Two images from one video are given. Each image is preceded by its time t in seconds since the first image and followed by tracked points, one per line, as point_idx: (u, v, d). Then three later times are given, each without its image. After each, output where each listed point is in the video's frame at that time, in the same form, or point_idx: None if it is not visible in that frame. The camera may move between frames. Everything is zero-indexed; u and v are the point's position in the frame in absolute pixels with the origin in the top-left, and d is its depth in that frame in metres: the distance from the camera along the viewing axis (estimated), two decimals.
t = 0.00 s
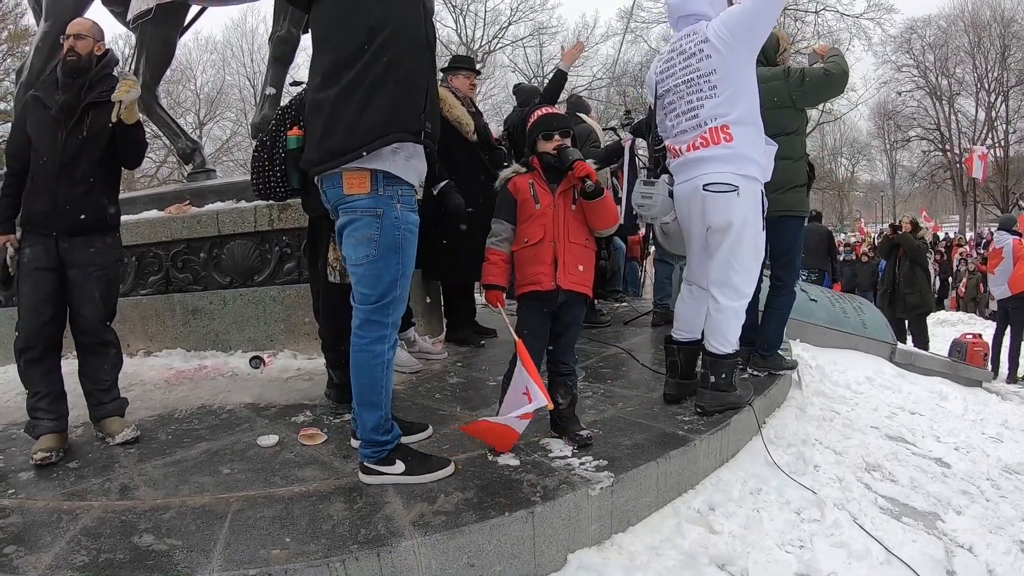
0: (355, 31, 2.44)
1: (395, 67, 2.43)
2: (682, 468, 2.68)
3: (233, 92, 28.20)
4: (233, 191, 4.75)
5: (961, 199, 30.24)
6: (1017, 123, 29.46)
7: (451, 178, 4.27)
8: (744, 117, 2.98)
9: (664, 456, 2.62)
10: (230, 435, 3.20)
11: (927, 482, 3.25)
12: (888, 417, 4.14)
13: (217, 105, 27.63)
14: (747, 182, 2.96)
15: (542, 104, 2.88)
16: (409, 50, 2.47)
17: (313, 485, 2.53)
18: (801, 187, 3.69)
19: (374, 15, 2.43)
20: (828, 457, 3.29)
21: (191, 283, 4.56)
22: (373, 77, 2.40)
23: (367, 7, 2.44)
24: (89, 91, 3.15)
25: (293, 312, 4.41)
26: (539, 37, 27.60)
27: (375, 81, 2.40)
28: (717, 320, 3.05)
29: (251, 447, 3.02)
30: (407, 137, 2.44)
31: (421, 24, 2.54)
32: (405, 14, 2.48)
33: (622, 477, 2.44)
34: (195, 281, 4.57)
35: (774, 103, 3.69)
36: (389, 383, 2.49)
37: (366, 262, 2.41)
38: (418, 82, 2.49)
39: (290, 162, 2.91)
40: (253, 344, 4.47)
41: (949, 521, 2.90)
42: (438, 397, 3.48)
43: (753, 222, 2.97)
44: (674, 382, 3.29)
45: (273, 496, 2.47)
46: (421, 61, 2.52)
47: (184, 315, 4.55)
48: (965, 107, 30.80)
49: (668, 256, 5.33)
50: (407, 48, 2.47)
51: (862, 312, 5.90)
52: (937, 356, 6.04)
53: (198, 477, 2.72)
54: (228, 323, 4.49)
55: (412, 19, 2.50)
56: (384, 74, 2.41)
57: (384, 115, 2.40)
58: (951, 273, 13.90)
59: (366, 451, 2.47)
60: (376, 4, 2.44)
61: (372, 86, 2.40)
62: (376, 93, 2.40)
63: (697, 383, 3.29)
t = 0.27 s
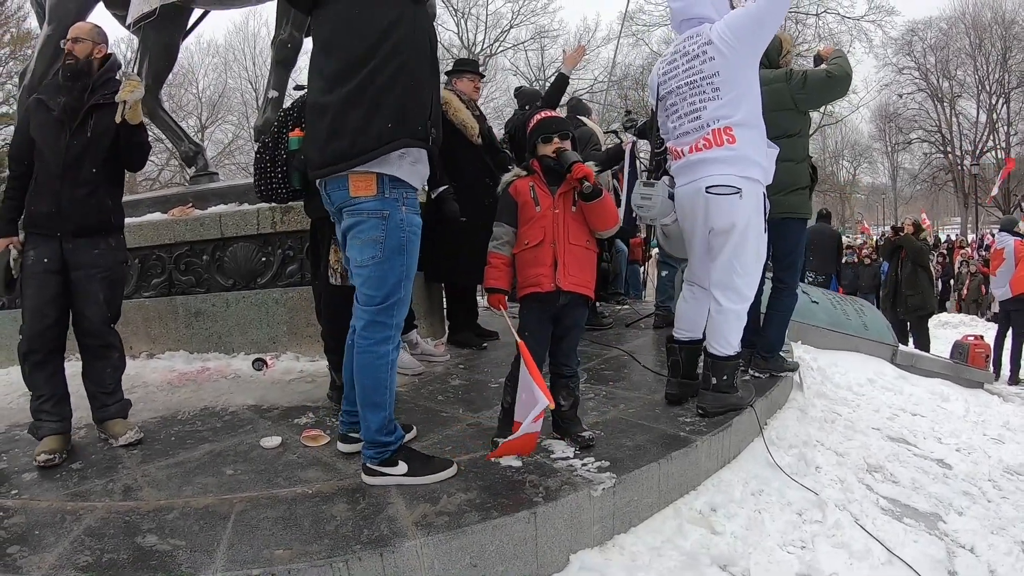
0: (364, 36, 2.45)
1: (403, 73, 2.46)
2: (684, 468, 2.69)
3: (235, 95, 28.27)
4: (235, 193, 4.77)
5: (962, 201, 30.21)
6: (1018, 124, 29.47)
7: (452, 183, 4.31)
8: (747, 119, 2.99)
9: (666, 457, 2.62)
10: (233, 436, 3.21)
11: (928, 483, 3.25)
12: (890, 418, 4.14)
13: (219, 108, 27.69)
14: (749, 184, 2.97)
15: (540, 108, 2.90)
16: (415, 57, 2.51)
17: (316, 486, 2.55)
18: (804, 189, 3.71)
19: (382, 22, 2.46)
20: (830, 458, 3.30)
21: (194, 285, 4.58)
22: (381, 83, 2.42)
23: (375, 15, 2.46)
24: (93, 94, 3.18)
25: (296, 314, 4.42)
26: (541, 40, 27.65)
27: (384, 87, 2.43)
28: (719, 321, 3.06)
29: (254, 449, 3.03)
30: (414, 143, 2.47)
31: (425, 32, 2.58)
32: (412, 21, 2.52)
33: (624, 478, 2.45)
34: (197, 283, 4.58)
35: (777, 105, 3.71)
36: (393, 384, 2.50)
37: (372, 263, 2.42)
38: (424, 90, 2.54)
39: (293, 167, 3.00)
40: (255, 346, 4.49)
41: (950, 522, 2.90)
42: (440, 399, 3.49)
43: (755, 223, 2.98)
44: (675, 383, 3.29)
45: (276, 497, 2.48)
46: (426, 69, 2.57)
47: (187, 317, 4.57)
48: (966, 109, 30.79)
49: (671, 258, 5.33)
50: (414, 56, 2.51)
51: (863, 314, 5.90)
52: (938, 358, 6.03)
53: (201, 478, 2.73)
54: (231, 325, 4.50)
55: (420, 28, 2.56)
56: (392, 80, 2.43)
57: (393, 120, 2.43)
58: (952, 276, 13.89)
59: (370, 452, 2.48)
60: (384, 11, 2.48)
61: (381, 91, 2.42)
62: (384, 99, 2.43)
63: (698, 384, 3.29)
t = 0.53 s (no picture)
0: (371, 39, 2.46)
1: (409, 76, 2.47)
2: (694, 468, 2.70)
3: (242, 94, 28.40)
4: (245, 192, 4.79)
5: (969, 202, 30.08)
6: None
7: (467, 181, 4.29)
8: (757, 120, 3.00)
9: (676, 457, 2.63)
10: (244, 435, 3.23)
11: (936, 484, 3.25)
12: (898, 419, 4.14)
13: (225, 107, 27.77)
14: (760, 184, 2.98)
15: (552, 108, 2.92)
16: (422, 59, 2.52)
17: (327, 485, 2.56)
18: (814, 190, 3.70)
19: (388, 26, 2.47)
20: (838, 459, 3.30)
21: (203, 284, 4.60)
22: (390, 85, 2.43)
23: (381, 18, 2.47)
24: (106, 94, 3.20)
25: (306, 313, 4.44)
26: (547, 39, 27.64)
27: (393, 90, 2.44)
28: (729, 322, 3.07)
29: (265, 447, 3.04)
30: (424, 143, 2.47)
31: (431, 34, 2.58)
32: (417, 23, 2.52)
33: (635, 478, 2.45)
34: (207, 282, 4.61)
35: (787, 106, 3.71)
36: (405, 381, 2.51)
37: (384, 262, 2.44)
38: (433, 91, 2.54)
39: (302, 165, 2.91)
40: (265, 345, 4.51)
41: (958, 523, 2.90)
42: (450, 398, 3.50)
43: (766, 224, 2.99)
44: (684, 384, 3.29)
45: (288, 496, 2.50)
46: (434, 70, 2.57)
47: (197, 316, 4.59)
48: (974, 109, 30.65)
49: (681, 258, 5.34)
50: (420, 57, 2.51)
51: (871, 315, 5.89)
52: (946, 359, 6.02)
53: (212, 477, 2.75)
54: (240, 324, 4.52)
55: (423, 29, 2.55)
56: (400, 82, 2.44)
57: (401, 122, 2.44)
58: (960, 277, 13.83)
59: (382, 449, 2.50)
60: (389, 14, 2.48)
61: (390, 93, 2.43)
62: (393, 100, 2.44)
63: (707, 385, 3.30)
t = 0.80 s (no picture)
0: (371, 38, 2.47)
1: (410, 70, 2.47)
2: (709, 457, 2.71)
3: (246, 91, 28.40)
4: (256, 186, 4.80)
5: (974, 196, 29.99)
6: None
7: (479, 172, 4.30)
8: (770, 111, 3.00)
9: (692, 445, 2.65)
10: (258, 427, 3.25)
11: (947, 473, 3.26)
12: (908, 410, 4.15)
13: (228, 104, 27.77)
14: (773, 175, 2.99)
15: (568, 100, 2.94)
16: (422, 52, 2.51)
17: (344, 474, 2.58)
18: (825, 181, 3.74)
19: (389, 23, 2.47)
20: (850, 449, 3.31)
21: (215, 277, 4.63)
22: (391, 81, 2.44)
23: (381, 14, 2.47)
24: (120, 88, 3.21)
25: (318, 305, 4.46)
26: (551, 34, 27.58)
27: (395, 86, 2.45)
28: (742, 312, 3.08)
29: (281, 438, 3.06)
30: (426, 136, 2.47)
31: (432, 26, 2.57)
32: (416, 17, 2.51)
33: (651, 465, 2.47)
34: (219, 275, 4.63)
35: (797, 98, 3.71)
36: (420, 369, 2.53)
37: (394, 251, 2.45)
38: (435, 84, 2.54)
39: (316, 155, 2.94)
40: (277, 337, 4.53)
41: (969, 512, 2.91)
42: (464, 389, 3.52)
43: (779, 214, 2.99)
44: (697, 373, 3.31)
45: (306, 485, 2.52)
46: (435, 62, 2.56)
47: (208, 310, 4.61)
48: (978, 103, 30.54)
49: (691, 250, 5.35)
50: (421, 51, 2.51)
51: (880, 306, 5.89)
52: (954, 351, 6.02)
53: (228, 468, 2.77)
54: (252, 317, 4.55)
55: (423, 24, 2.54)
56: (402, 77, 2.45)
57: (404, 116, 2.45)
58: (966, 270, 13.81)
59: (398, 438, 2.52)
60: (390, 10, 2.47)
61: (392, 89, 2.44)
62: (395, 95, 2.45)
63: (720, 375, 3.31)
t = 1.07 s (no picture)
0: (380, 22, 2.41)
1: (421, 52, 2.39)
2: (734, 444, 2.66)
3: (251, 85, 28.35)
4: (267, 174, 4.75)
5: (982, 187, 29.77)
6: None
7: (493, 159, 4.23)
8: (795, 91, 2.93)
9: (717, 432, 2.59)
10: (272, 417, 3.20)
11: (971, 462, 3.20)
12: (928, 398, 4.08)
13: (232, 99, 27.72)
14: (799, 156, 2.92)
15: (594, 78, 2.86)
16: (433, 33, 2.43)
17: (362, 464, 2.53)
18: (847, 164, 3.67)
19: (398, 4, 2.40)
20: (874, 437, 3.25)
21: (226, 266, 4.58)
22: (401, 62, 2.38)
23: None
24: (131, 75, 3.16)
25: (331, 294, 4.41)
26: (556, 26, 27.44)
27: (405, 66, 2.38)
28: (767, 296, 3.03)
29: (295, 428, 3.01)
30: (436, 118, 2.40)
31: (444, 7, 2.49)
32: None
33: (678, 453, 2.41)
34: (230, 264, 4.58)
35: (818, 80, 3.64)
36: (438, 353, 2.47)
37: (408, 234, 2.40)
38: (447, 64, 2.47)
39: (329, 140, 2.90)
40: (290, 327, 4.49)
41: (995, 500, 2.85)
42: (482, 377, 3.47)
43: (805, 196, 2.93)
44: (719, 360, 3.25)
45: (323, 476, 2.47)
46: (447, 43, 2.48)
47: (219, 300, 4.57)
48: (987, 93, 30.28)
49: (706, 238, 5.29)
50: (432, 32, 2.43)
51: (897, 295, 5.82)
52: (971, 340, 5.94)
53: (242, 459, 2.72)
54: (265, 306, 4.50)
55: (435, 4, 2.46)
56: (412, 58, 2.38)
57: (414, 98, 2.38)
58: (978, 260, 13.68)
59: (417, 425, 2.47)
60: None
61: (401, 72, 2.38)
62: (406, 77, 2.38)
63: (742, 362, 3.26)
